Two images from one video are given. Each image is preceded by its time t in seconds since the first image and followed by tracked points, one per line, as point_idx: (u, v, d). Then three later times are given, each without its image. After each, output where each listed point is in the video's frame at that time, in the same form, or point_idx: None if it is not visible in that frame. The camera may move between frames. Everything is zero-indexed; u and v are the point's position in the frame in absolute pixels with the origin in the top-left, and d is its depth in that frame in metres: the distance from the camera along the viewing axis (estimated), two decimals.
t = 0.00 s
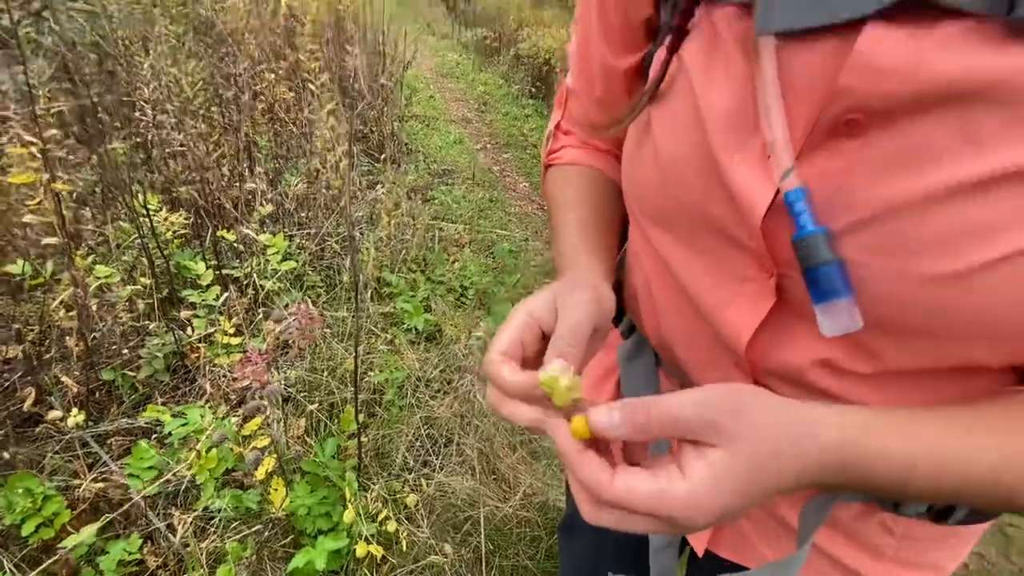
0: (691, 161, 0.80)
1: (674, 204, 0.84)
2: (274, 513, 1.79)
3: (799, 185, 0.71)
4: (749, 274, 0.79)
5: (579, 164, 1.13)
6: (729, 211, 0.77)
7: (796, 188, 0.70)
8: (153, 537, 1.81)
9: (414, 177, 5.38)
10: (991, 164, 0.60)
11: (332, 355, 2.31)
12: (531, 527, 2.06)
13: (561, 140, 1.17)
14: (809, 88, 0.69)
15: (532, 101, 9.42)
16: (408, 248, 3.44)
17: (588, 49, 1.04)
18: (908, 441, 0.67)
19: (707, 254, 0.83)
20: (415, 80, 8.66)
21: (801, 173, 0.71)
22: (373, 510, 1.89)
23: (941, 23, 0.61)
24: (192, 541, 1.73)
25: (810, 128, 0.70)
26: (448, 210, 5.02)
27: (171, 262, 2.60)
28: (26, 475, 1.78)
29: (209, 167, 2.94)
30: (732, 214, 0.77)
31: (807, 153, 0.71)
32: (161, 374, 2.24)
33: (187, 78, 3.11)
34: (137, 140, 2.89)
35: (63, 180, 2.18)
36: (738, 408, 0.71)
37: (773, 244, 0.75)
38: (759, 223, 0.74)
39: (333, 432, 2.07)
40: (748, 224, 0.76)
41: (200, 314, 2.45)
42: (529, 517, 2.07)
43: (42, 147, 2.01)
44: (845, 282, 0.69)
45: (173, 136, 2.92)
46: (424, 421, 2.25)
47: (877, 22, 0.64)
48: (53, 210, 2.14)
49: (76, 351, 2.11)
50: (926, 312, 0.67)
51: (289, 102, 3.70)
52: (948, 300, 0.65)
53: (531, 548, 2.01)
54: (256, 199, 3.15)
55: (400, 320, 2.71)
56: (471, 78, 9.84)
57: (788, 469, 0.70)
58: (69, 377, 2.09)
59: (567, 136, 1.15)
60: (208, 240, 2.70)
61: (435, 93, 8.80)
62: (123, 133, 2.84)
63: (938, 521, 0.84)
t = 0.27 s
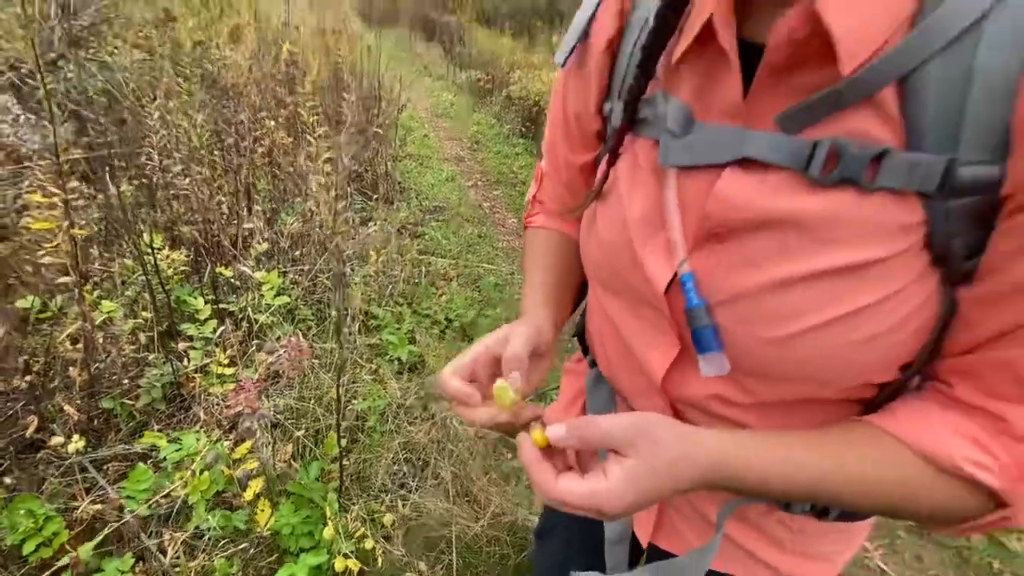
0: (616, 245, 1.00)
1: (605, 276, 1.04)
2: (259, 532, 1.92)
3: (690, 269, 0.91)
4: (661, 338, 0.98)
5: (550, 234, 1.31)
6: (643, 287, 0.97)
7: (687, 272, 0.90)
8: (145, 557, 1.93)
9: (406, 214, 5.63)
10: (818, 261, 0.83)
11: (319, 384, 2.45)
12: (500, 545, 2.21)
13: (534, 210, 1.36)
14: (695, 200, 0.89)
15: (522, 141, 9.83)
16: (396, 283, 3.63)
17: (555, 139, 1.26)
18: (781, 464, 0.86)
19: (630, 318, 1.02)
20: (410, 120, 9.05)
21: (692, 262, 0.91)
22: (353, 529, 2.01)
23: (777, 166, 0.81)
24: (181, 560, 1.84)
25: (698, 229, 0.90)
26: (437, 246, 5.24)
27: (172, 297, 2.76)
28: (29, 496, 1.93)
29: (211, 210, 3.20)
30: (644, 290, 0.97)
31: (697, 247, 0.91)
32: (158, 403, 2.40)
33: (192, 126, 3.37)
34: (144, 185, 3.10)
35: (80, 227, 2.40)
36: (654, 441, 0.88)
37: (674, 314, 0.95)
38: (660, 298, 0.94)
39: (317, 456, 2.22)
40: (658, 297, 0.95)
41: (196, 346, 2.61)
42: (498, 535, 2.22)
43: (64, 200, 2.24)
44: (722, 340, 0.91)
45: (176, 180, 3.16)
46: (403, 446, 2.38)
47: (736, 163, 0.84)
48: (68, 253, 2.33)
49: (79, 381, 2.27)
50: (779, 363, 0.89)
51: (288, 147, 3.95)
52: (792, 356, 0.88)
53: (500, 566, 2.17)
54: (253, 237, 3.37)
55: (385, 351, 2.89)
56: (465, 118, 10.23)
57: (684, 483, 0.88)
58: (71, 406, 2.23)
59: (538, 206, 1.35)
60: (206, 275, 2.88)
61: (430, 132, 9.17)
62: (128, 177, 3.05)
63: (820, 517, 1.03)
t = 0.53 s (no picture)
0: (593, 289, 1.36)
1: (583, 311, 1.40)
2: (235, 552, 2.03)
3: (645, 311, 1.27)
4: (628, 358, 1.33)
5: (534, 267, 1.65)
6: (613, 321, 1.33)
7: (642, 313, 1.26)
8: None
9: (393, 250, 5.86)
10: (729, 313, 1.18)
11: (297, 412, 2.59)
12: (463, 563, 2.37)
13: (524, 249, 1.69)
14: (650, 262, 1.26)
15: (507, 179, 10.19)
16: (377, 317, 3.80)
17: (545, 198, 1.60)
18: (703, 462, 1.22)
19: (603, 344, 1.37)
20: (398, 160, 9.38)
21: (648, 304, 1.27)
22: (323, 547, 2.19)
23: (711, 241, 1.18)
24: None
25: (651, 281, 1.26)
26: (420, 280, 5.44)
27: (161, 331, 2.93)
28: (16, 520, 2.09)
29: (201, 250, 3.43)
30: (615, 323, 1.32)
31: (649, 295, 1.26)
32: (142, 432, 2.53)
33: (190, 170, 3.62)
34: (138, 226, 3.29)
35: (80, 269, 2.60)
36: (612, 438, 1.23)
37: (635, 342, 1.30)
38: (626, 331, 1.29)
39: (292, 478, 2.35)
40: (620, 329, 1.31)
41: (180, 378, 2.74)
42: (461, 553, 2.38)
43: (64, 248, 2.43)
44: (667, 368, 1.26)
45: (169, 221, 3.36)
46: (374, 469, 2.53)
47: (678, 236, 1.22)
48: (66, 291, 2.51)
49: (66, 413, 2.39)
50: (709, 387, 1.23)
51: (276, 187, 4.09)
52: (717, 381, 1.22)
53: None
54: (239, 273, 3.54)
55: (362, 380, 3.03)
56: (454, 156, 10.56)
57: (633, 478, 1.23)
58: (57, 436, 2.34)
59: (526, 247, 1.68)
60: (194, 310, 3.06)
61: (418, 171, 9.48)
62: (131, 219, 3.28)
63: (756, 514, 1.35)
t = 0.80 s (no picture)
0: (565, 342, 1.63)
1: (559, 359, 1.67)
2: None
3: (605, 361, 1.53)
4: (592, 398, 1.59)
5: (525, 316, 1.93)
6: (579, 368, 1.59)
7: (602, 363, 1.53)
8: None
9: (370, 282, 6.03)
10: (670, 365, 1.43)
11: (259, 444, 2.61)
12: None
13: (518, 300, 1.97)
14: (608, 321, 1.52)
15: (487, 211, 10.44)
16: (347, 349, 3.98)
17: (534, 262, 1.88)
18: (659, 495, 1.44)
19: (575, 387, 1.64)
20: (380, 194, 9.60)
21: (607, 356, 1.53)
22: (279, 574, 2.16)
23: (654, 304, 1.44)
24: None
25: (607, 336, 1.52)
26: (395, 311, 5.57)
27: (129, 367, 3.01)
28: None
29: (172, 288, 3.56)
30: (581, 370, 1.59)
31: (608, 348, 1.53)
32: (105, 467, 2.58)
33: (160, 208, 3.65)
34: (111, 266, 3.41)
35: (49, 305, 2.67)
36: (579, 479, 1.44)
37: (597, 385, 1.57)
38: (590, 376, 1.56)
39: (250, 506, 2.36)
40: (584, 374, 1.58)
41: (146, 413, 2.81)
42: None
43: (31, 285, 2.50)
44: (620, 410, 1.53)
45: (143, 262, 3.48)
46: (333, 498, 2.59)
47: (628, 298, 1.48)
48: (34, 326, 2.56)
49: (32, 449, 2.44)
50: (658, 425, 1.49)
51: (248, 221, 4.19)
52: (666, 421, 1.47)
53: None
54: (209, 309, 3.61)
55: (329, 412, 3.14)
56: (437, 189, 10.77)
57: (598, 513, 1.43)
58: (22, 472, 2.40)
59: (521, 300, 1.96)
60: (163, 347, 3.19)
61: (400, 203, 9.69)
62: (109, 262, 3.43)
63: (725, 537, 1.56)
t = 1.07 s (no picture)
0: (534, 360, 1.43)
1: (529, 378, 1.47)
2: None
3: (571, 380, 1.33)
4: (558, 420, 1.38)
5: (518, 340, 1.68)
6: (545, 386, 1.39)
7: (567, 383, 1.32)
8: None
9: (354, 307, 6.11)
10: (622, 388, 1.23)
11: (234, 471, 2.69)
12: None
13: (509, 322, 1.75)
14: (573, 335, 1.32)
15: (476, 233, 10.56)
16: (328, 373, 4.05)
17: (521, 286, 1.65)
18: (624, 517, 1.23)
19: (542, 410, 1.43)
20: (369, 218, 9.74)
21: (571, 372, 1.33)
22: None
23: (607, 330, 1.26)
24: None
25: (573, 352, 1.32)
26: (380, 335, 5.62)
27: (106, 395, 3.01)
28: None
29: (152, 317, 3.57)
30: (547, 387, 1.38)
31: (573, 367, 1.32)
32: (80, 494, 2.59)
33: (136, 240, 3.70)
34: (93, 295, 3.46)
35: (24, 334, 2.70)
36: (545, 499, 1.24)
37: (561, 404, 1.36)
38: (554, 394, 1.36)
39: (217, 530, 2.43)
40: (551, 397, 1.38)
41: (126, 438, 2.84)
42: None
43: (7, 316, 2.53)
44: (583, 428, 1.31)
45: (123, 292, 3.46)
46: (304, 522, 2.62)
47: (589, 324, 1.29)
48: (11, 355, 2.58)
49: (9, 476, 2.49)
50: (613, 452, 1.28)
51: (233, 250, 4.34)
52: (616, 445, 1.27)
53: None
54: (189, 337, 3.64)
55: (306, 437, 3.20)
56: (426, 213, 10.91)
57: (566, 530, 1.23)
58: None
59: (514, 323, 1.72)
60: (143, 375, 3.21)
61: (389, 227, 9.81)
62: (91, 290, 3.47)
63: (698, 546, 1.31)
